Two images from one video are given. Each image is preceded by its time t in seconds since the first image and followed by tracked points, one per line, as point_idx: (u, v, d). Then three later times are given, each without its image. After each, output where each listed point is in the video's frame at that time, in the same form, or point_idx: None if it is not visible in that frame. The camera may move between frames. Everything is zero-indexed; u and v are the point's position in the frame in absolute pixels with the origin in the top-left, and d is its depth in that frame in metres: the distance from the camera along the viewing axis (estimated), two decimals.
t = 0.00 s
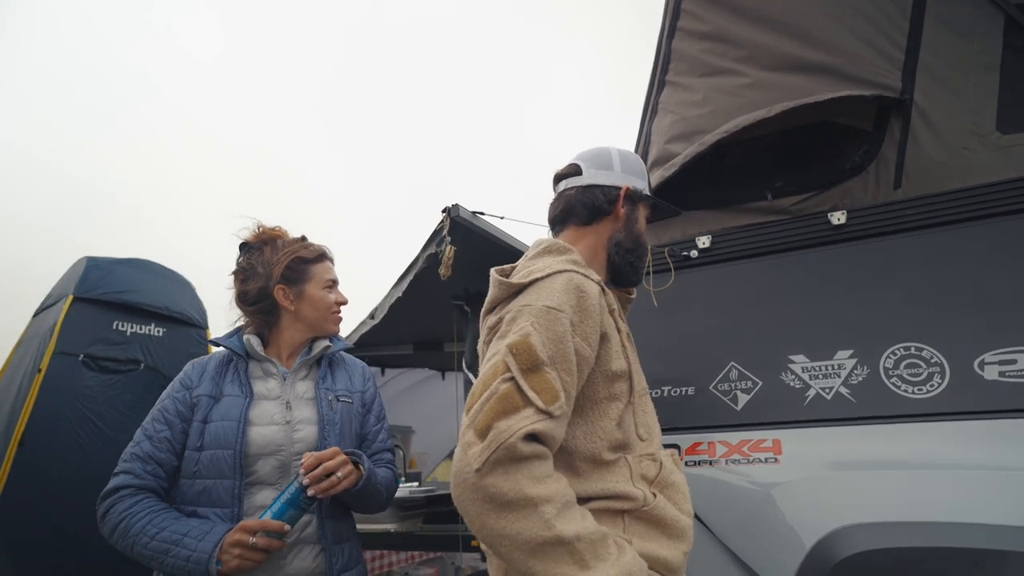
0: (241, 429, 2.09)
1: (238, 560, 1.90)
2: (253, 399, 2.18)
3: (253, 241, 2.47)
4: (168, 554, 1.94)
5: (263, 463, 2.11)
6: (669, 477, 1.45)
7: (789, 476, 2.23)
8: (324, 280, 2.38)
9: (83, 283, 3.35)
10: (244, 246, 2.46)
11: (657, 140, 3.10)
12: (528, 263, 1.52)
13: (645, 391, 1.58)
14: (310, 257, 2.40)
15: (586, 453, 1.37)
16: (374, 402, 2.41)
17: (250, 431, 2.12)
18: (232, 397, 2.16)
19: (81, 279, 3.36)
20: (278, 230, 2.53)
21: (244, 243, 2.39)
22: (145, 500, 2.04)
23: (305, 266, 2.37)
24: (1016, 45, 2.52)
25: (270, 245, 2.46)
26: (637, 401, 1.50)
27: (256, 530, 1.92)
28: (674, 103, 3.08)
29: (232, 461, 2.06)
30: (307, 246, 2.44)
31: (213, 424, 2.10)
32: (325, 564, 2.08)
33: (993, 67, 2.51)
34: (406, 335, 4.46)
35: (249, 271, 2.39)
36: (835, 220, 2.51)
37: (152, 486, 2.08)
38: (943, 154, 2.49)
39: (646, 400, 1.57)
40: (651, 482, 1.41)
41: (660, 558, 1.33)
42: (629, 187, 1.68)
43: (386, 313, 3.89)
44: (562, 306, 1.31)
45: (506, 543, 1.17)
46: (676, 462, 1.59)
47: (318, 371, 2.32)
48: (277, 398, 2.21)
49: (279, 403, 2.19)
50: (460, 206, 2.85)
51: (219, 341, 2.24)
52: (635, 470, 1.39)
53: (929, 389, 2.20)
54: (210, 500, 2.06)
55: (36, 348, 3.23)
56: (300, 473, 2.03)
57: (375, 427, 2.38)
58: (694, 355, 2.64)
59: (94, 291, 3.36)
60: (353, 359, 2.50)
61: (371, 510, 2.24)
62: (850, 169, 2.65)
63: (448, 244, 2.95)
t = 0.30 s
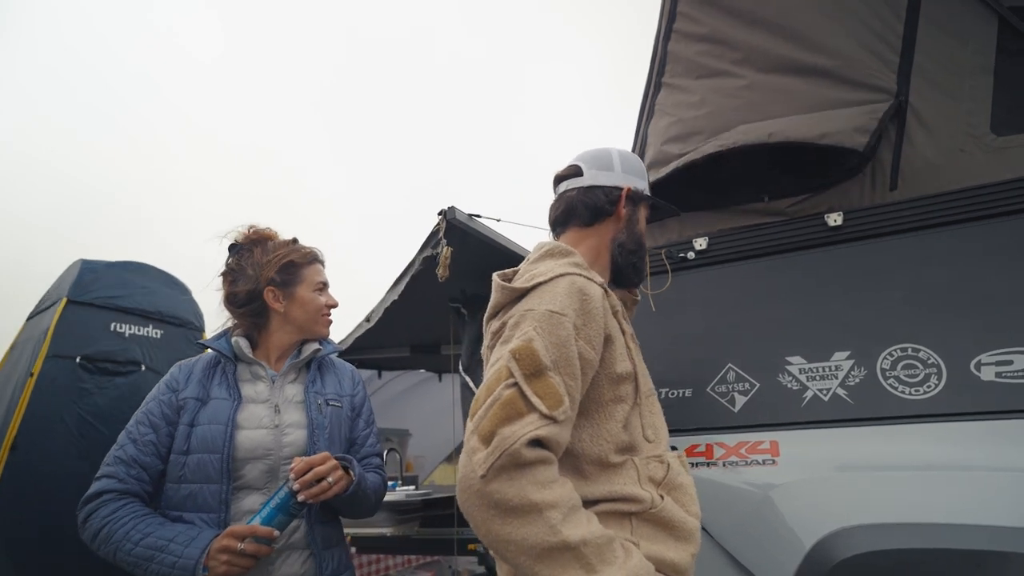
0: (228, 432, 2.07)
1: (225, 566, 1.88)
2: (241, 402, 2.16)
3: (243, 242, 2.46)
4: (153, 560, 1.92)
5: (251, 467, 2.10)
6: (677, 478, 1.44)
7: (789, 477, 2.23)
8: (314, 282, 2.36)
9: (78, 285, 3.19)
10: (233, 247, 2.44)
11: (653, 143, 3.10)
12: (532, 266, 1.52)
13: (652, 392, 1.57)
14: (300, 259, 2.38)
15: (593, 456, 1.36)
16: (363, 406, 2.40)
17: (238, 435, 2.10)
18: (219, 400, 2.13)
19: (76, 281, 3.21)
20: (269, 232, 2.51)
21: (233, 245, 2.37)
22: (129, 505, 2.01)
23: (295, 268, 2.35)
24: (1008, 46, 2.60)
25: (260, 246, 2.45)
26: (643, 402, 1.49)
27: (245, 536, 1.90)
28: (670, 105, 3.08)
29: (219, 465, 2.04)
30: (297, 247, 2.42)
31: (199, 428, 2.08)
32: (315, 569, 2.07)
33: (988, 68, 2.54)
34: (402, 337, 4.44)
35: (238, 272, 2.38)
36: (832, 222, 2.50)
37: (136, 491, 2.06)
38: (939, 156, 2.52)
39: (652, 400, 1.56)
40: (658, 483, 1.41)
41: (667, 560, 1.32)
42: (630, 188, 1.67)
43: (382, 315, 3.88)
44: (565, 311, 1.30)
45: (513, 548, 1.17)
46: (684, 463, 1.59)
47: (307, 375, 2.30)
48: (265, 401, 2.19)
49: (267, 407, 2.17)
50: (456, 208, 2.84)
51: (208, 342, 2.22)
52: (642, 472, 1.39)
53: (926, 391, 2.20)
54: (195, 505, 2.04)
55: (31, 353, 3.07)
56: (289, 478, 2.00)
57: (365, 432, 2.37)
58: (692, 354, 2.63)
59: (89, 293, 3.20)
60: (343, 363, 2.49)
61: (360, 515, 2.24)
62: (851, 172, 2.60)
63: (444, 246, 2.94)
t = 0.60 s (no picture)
0: (228, 431, 2.07)
1: (231, 564, 1.88)
2: (240, 400, 2.16)
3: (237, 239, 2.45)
4: (156, 559, 1.92)
5: (252, 465, 2.09)
6: (681, 480, 1.45)
7: (786, 475, 2.24)
8: (311, 280, 2.36)
9: (74, 284, 3.17)
10: (227, 244, 2.43)
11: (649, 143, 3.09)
12: (550, 256, 1.50)
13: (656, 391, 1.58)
14: (294, 256, 2.37)
15: (604, 455, 1.36)
16: (359, 404, 2.42)
17: (239, 434, 2.10)
18: (218, 399, 2.13)
19: (72, 280, 3.18)
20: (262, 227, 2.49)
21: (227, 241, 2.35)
22: (128, 505, 2.00)
23: (290, 265, 2.35)
24: (1002, 46, 2.59)
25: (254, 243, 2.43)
26: (651, 402, 1.50)
27: (250, 533, 1.90)
28: (667, 105, 3.07)
29: (219, 464, 2.04)
30: (292, 245, 2.42)
31: (198, 426, 2.08)
32: (318, 567, 2.07)
33: (983, 68, 2.54)
34: (399, 337, 4.44)
35: (232, 269, 2.36)
36: (828, 220, 2.52)
37: (134, 491, 2.04)
38: (938, 157, 2.52)
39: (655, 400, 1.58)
40: (664, 484, 1.42)
41: (673, 561, 1.33)
42: (644, 190, 1.68)
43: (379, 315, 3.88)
44: (590, 306, 1.30)
45: (530, 547, 1.16)
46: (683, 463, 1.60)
47: (305, 373, 2.30)
48: (264, 399, 2.19)
49: (267, 405, 2.17)
50: (452, 207, 2.84)
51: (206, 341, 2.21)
52: (650, 472, 1.40)
53: (922, 389, 2.21)
54: (196, 504, 2.03)
55: (27, 353, 3.05)
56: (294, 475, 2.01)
57: (361, 429, 2.39)
58: (689, 351, 2.64)
59: (85, 292, 3.18)
60: (340, 361, 2.49)
61: (360, 512, 2.25)
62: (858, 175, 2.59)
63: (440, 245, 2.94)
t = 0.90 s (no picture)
0: (236, 429, 2.06)
1: (242, 561, 1.88)
2: (247, 399, 2.15)
3: (242, 239, 2.45)
4: (168, 557, 1.91)
5: (260, 464, 2.08)
6: (683, 480, 1.47)
7: (785, 475, 2.24)
8: (315, 280, 2.35)
9: (71, 283, 3.16)
10: (232, 244, 2.43)
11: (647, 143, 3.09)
12: (554, 249, 1.49)
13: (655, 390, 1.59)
14: (299, 255, 2.38)
15: (615, 453, 1.35)
16: (365, 402, 2.41)
17: (246, 432, 2.09)
18: (225, 397, 2.12)
19: (68, 279, 3.17)
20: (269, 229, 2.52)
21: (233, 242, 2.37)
22: (138, 503, 2.00)
23: (295, 265, 2.35)
24: (1001, 45, 2.62)
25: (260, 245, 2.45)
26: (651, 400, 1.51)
27: (260, 531, 1.90)
28: (665, 104, 3.07)
29: (228, 462, 2.04)
30: (297, 245, 2.41)
31: (206, 425, 2.07)
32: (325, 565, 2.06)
33: (982, 68, 2.54)
34: (397, 336, 4.44)
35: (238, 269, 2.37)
36: (827, 220, 2.52)
37: (143, 489, 2.04)
38: (937, 156, 2.52)
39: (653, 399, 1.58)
40: (668, 484, 1.43)
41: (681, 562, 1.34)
42: (634, 182, 1.68)
43: (377, 313, 3.88)
44: (607, 299, 1.31)
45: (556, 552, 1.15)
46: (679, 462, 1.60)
47: (310, 371, 2.30)
48: (270, 397, 2.18)
49: (273, 403, 2.16)
50: (451, 206, 2.83)
51: (211, 341, 2.21)
52: (656, 471, 1.40)
53: (920, 388, 2.21)
54: (205, 501, 2.03)
55: (23, 351, 3.03)
56: (302, 473, 2.01)
57: (367, 428, 2.37)
58: (689, 349, 2.63)
59: (81, 292, 3.17)
60: (344, 360, 2.48)
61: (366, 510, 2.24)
62: (859, 173, 2.58)
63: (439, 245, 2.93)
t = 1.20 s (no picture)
0: (246, 428, 2.07)
1: (254, 560, 1.89)
2: (256, 398, 2.16)
3: (253, 240, 2.48)
4: (181, 556, 1.91)
5: (270, 463, 2.08)
6: (674, 479, 1.45)
7: (784, 473, 2.25)
8: (325, 281, 2.39)
9: (72, 283, 3.16)
10: (242, 244, 2.46)
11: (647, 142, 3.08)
12: (534, 250, 1.50)
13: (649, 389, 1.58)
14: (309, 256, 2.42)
15: (594, 457, 1.35)
16: (373, 401, 2.40)
17: (256, 431, 2.09)
18: (234, 397, 2.13)
19: (69, 279, 3.17)
20: (279, 232, 2.56)
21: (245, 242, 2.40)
22: (151, 502, 2.01)
23: (306, 266, 2.39)
24: (1002, 46, 2.61)
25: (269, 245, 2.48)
26: (640, 400, 1.49)
27: (271, 530, 1.91)
28: (665, 104, 3.07)
29: (239, 461, 2.04)
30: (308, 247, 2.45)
31: (217, 425, 2.08)
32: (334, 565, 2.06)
33: (981, 68, 2.54)
34: (397, 335, 4.45)
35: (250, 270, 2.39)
36: (826, 220, 2.50)
37: (156, 488, 2.05)
38: (936, 155, 2.52)
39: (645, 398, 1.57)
40: (656, 485, 1.42)
41: (668, 565, 1.33)
42: (613, 165, 1.65)
43: (377, 313, 3.89)
44: (576, 303, 1.29)
45: (524, 563, 1.15)
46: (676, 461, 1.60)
47: (319, 370, 2.30)
48: (279, 397, 2.18)
49: (282, 402, 2.16)
50: (451, 206, 2.84)
51: (221, 340, 2.23)
52: (642, 473, 1.39)
53: (923, 382, 2.21)
54: (216, 500, 2.03)
55: (24, 351, 3.02)
56: (311, 473, 2.02)
57: (377, 426, 2.36)
58: (691, 347, 2.63)
59: (82, 292, 3.17)
60: (354, 359, 2.47)
61: (376, 509, 2.24)
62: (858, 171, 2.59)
63: (438, 245, 2.93)
